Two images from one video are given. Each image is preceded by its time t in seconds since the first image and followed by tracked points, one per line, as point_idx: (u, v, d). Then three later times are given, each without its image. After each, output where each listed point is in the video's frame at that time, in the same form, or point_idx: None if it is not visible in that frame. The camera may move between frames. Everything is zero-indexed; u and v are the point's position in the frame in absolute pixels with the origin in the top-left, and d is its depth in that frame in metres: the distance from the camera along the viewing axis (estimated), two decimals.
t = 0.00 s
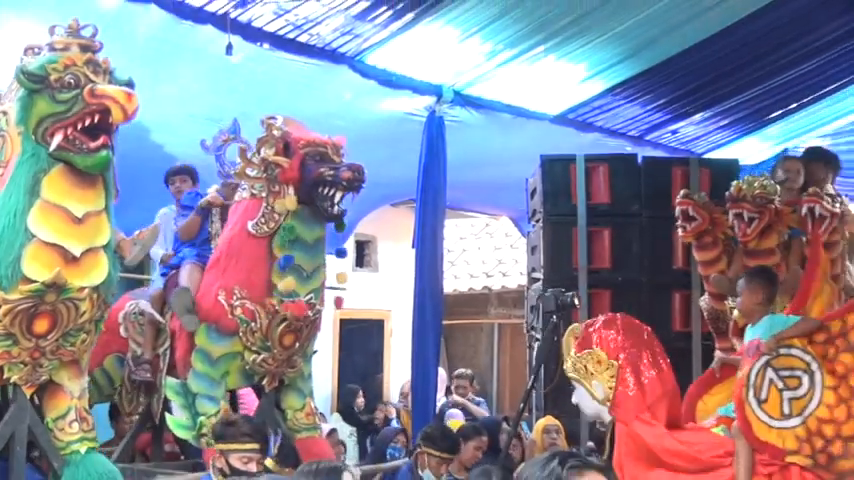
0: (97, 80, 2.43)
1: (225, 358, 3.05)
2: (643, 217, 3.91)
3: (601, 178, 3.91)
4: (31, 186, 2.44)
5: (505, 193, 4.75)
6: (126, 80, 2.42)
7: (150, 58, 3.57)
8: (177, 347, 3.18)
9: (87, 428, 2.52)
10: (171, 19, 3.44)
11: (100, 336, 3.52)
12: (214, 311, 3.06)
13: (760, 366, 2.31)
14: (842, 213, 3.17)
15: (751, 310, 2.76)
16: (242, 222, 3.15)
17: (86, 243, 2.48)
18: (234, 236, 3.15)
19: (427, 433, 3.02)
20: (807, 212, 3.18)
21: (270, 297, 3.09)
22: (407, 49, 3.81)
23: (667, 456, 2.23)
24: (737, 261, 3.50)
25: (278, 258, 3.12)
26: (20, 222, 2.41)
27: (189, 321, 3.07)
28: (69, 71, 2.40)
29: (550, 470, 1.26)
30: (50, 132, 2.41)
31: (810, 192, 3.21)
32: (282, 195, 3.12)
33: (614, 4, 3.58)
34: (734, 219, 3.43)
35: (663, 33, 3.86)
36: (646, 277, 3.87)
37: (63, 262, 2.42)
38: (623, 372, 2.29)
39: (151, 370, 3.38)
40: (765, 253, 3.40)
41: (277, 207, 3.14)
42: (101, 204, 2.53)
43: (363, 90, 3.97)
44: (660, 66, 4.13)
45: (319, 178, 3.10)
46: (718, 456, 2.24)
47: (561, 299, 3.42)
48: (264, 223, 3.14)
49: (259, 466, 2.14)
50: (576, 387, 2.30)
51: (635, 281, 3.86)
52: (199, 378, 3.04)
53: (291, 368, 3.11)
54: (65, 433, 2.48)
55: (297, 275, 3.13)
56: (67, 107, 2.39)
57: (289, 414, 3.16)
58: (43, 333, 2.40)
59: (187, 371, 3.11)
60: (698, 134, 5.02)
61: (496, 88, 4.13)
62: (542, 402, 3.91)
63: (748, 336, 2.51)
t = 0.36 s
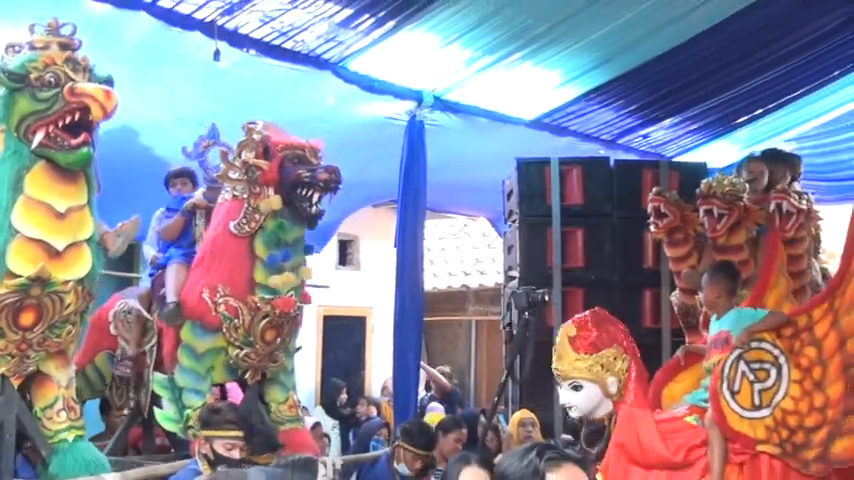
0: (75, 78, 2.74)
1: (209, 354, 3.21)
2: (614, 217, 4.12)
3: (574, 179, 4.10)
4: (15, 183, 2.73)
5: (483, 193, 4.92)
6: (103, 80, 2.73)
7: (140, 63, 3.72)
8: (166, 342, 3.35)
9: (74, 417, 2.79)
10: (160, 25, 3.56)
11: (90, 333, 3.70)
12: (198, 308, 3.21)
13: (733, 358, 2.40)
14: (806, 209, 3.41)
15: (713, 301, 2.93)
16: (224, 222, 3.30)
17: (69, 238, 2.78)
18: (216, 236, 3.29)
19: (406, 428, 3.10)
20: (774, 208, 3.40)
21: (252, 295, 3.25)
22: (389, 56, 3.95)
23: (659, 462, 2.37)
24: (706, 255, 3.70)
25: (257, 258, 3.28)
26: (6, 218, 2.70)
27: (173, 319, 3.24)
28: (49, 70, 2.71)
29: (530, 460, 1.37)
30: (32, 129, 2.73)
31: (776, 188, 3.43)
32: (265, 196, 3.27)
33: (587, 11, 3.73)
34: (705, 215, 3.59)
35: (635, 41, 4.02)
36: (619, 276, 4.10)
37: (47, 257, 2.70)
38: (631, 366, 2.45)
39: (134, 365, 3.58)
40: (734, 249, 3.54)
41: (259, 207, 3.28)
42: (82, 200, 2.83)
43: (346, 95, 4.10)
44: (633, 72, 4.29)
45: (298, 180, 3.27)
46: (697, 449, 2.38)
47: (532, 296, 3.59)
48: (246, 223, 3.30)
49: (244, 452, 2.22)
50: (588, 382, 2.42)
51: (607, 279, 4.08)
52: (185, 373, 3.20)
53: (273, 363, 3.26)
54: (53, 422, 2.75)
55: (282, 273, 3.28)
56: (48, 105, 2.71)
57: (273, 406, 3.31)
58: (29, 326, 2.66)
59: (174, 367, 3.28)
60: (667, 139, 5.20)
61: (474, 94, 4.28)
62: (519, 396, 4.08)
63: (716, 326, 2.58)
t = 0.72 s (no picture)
0: (67, 75, 2.79)
1: (200, 347, 3.40)
2: (587, 219, 4.42)
3: (549, 181, 4.41)
4: (7, 177, 2.80)
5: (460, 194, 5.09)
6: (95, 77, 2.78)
7: (129, 62, 3.79)
8: (158, 337, 3.53)
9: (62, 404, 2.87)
10: (149, 31, 3.74)
11: (85, 329, 3.90)
12: (190, 303, 3.41)
13: (725, 353, 2.85)
14: (783, 207, 3.46)
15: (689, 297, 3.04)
16: (213, 221, 3.48)
17: (60, 230, 2.85)
18: (206, 234, 3.48)
19: (390, 416, 3.52)
20: (753, 206, 3.44)
21: (241, 290, 3.42)
22: (371, 61, 4.11)
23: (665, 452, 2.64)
24: (684, 251, 3.78)
25: (244, 252, 3.45)
26: None
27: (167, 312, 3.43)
28: (41, 68, 2.75)
29: (510, 452, 1.39)
30: (23, 125, 2.77)
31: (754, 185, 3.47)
32: (249, 196, 3.46)
33: (560, 19, 3.88)
34: (682, 211, 3.67)
35: (607, 48, 4.18)
36: (591, 275, 4.38)
37: (38, 249, 2.77)
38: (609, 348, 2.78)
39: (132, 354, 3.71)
40: (711, 245, 3.65)
41: (242, 207, 3.46)
42: (72, 193, 2.90)
43: (329, 99, 4.26)
44: (606, 78, 4.45)
45: (283, 180, 3.42)
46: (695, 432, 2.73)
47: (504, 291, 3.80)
48: (233, 222, 3.47)
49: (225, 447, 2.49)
50: (587, 364, 2.69)
51: (579, 278, 4.37)
52: (178, 365, 3.38)
53: (261, 353, 3.48)
54: (42, 410, 2.82)
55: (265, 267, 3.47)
56: (39, 102, 2.74)
57: (260, 396, 3.51)
58: (20, 315, 2.73)
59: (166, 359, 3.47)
60: (639, 141, 5.37)
61: (452, 97, 4.44)
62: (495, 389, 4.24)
63: (696, 320, 2.99)
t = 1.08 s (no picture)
0: (58, 75, 2.89)
1: (187, 338, 3.53)
2: (561, 218, 4.58)
3: (524, 182, 4.56)
4: None
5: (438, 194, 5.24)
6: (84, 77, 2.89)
7: (119, 64, 3.96)
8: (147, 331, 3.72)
9: (52, 395, 2.96)
10: (138, 35, 3.84)
11: (78, 319, 4.08)
12: (175, 296, 3.54)
13: (708, 353, 2.98)
14: (754, 206, 3.56)
15: (669, 300, 3.32)
16: (197, 216, 3.64)
17: (50, 226, 2.94)
18: (191, 229, 3.63)
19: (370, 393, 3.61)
20: (724, 205, 3.56)
21: (223, 282, 3.58)
22: (352, 65, 4.24)
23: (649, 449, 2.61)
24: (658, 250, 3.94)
25: (229, 246, 3.62)
26: None
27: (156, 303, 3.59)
28: (32, 69, 2.85)
29: (489, 443, 1.43)
30: (14, 125, 2.86)
31: (725, 186, 3.59)
32: (233, 191, 3.63)
33: (535, 26, 4.04)
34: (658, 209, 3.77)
35: (580, 54, 4.34)
36: (564, 272, 4.54)
37: (29, 245, 2.87)
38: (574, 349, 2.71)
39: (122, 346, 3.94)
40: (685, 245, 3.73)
41: (225, 203, 3.64)
42: (63, 191, 3.00)
43: (312, 102, 4.40)
44: (580, 81, 4.61)
45: (264, 176, 3.62)
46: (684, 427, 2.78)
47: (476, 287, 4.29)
48: (216, 218, 3.64)
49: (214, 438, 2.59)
50: (559, 372, 2.62)
51: (552, 276, 4.54)
52: (165, 356, 3.51)
53: (245, 343, 3.61)
54: (33, 400, 2.90)
55: (249, 259, 3.63)
56: (31, 102, 2.84)
57: (247, 383, 3.67)
58: (11, 308, 2.82)
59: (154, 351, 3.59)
60: (611, 143, 5.54)
61: (430, 101, 4.59)
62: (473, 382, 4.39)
63: (679, 323, 3.24)
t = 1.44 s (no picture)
0: (39, 87, 3.01)
1: (172, 340, 3.76)
2: (531, 218, 4.74)
3: (496, 184, 4.70)
4: None
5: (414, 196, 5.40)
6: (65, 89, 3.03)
7: (100, 71, 4.17)
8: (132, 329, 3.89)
9: (36, 398, 3.09)
10: (121, 40, 3.97)
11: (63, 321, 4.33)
12: (162, 298, 3.77)
13: (671, 347, 3.33)
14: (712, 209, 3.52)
15: (630, 297, 3.50)
16: (186, 220, 3.85)
17: (33, 234, 3.07)
18: (180, 233, 3.85)
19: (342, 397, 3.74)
20: (684, 208, 3.52)
21: (211, 286, 3.82)
22: (330, 71, 4.39)
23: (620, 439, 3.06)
24: (620, 250, 3.96)
25: (220, 253, 3.85)
26: None
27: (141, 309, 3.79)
28: (15, 80, 2.96)
29: (475, 435, 1.51)
30: None
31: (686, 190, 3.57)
32: (223, 198, 3.84)
33: (507, 33, 4.20)
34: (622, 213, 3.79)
35: (548, 61, 4.51)
36: (534, 271, 4.71)
37: (13, 252, 3.00)
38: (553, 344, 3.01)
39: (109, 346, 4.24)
40: (644, 244, 3.72)
41: (215, 208, 3.85)
42: (45, 198, 3.12)
43: (291, 106, 4.55)
44: (549, 88, 4.78)
45: (252, 183, 3.84)
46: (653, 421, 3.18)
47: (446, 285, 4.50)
48: (205, 222, 3.85)
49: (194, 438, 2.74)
50: (521, 371, 2.92)
51: (523, 274, 4.70)
52: (150, 357, 3.75)
53: (230, 346, 3.82)
54: (17, 403, 3.03)
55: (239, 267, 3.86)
56: (13, 112, 2.96)
57: (230, 386, 3.87)
58: None
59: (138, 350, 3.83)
60: (578, 147, 5.72)
61: (405, 105, 4.73)
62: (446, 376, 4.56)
63: (639, 319, 3.42)
